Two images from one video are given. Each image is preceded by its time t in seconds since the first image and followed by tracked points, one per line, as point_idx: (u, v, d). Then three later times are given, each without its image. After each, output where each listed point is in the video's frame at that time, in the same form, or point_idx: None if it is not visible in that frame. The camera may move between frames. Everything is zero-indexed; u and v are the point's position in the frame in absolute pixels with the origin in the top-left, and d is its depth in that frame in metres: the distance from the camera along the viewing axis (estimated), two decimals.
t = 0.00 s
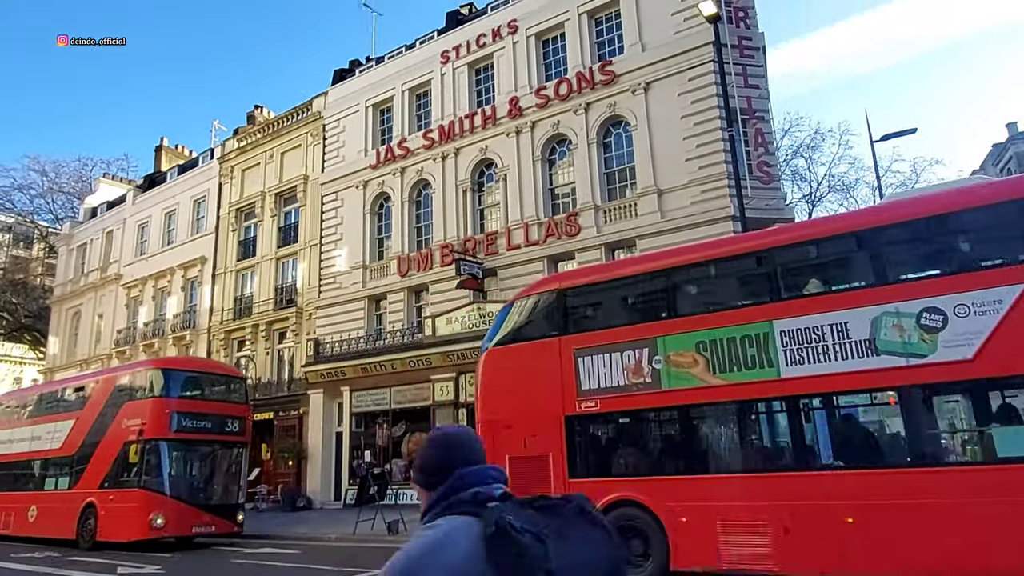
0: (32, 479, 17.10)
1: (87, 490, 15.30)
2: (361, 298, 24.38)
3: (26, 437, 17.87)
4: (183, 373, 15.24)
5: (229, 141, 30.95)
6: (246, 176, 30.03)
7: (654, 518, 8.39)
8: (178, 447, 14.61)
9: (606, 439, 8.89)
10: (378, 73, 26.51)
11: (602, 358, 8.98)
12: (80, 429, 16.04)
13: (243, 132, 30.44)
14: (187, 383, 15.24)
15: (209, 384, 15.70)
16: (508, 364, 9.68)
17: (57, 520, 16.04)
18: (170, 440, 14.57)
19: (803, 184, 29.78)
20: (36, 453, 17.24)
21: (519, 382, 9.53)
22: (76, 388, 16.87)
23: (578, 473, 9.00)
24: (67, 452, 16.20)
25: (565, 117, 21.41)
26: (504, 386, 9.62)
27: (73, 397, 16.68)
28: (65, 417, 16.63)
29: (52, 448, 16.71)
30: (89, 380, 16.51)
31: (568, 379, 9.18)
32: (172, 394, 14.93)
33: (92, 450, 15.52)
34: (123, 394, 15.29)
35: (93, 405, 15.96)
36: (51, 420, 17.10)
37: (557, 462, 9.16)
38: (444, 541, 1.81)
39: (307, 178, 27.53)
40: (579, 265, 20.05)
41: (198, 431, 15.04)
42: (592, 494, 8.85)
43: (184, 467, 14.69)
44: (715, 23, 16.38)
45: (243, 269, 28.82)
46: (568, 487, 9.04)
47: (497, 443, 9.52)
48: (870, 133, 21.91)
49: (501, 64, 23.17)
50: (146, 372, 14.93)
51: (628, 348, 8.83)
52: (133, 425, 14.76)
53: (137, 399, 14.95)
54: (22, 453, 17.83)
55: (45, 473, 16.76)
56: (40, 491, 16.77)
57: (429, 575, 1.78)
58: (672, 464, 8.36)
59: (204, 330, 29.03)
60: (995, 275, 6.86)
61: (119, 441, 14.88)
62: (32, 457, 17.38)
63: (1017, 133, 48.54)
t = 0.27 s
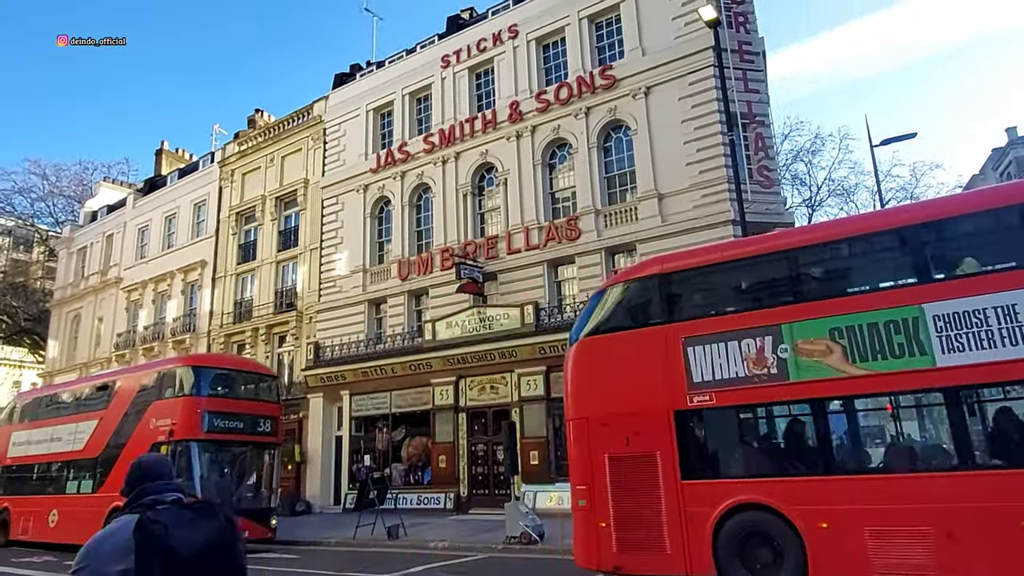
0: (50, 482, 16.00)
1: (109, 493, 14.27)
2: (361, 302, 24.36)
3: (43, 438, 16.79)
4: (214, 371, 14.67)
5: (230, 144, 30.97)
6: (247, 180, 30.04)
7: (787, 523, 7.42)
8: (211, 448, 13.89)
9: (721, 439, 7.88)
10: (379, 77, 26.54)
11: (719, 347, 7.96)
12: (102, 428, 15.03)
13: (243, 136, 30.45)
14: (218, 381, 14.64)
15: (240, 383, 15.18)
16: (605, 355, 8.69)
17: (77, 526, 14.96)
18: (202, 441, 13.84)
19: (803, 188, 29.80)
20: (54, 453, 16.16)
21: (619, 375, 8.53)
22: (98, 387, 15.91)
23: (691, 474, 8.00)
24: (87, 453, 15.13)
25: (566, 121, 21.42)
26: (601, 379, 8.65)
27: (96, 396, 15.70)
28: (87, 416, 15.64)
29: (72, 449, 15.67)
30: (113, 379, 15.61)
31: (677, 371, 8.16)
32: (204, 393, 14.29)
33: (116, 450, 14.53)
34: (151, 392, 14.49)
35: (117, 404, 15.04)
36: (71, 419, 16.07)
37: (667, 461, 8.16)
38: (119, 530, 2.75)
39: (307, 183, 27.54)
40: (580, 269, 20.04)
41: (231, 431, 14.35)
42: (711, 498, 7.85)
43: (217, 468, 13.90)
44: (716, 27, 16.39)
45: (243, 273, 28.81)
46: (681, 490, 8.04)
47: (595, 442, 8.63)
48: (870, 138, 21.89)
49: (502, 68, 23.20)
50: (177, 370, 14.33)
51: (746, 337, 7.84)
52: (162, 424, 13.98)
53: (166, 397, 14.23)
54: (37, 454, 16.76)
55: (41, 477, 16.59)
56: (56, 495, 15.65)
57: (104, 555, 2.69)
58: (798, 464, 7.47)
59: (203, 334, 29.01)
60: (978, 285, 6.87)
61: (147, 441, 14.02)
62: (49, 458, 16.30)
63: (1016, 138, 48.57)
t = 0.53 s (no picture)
0: (76, 489, 15.10)
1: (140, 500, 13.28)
2: (362, 311, 24.36)
3: (66, 444, 15.84)
4: (248, 370, 13.13)
5: (231, 153, 31.05)
6: (248, 188, 30.09)
7: (953, 530, 6.48)
8: (246, 455, 12.49)
9: (864, 441, 6.96)
10: (382, 86, 26.65)
11: (865, 340, 7.03)
12: (130, 432, 14.03)
13: (245, 145, 30.54)
14: (253, 381, 13.12)
15: (277, 383, 13.65)
16: (727, 346, 7.72)
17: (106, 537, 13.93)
18: (238, 446, 12.48)
19: (803, 199, 29.88)
20: (79, 459, 15.23)
21: (743, 369, 7.57)
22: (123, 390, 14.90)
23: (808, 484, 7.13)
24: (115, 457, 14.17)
25: (567, 131, 21.48)
26: (723, 374, 7.68)
27: (123, 398, 14.72)
28: (113, 420, 14.66)
29: (98, 454, 14.72)
30: (140, 380, 14.56)
31: (815, 365, 7.19)
32: (239, 394, 12.83)
33: (147, 455, 13.52)
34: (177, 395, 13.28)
35: (144, 406, 13.98)
36: (97, 423, 15.12)
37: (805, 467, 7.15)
38: None
39: (308, 191, 27.58)
40: (580, 279, 20.05)
41: (267, 436, 12.91)
42: (859, 508, 6.88)
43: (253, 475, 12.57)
44: (716, 38, 16.43)
45: (244, 281, 28.82)
46: (825, 499, 7.06)
47: (715, 444, 7.64)
48: (871, 149, 21.92)
49: (503, 79, 23.29)
50: (209, 370, 12.87)
51: (898, 328, 6.90)
52: (195, 428, 12.67)
53: (197, 399, 12.88)
54: (59, 461, 15.83)
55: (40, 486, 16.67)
56: (84, 504, 14.71)
57: None
58: (879, 476, 6.88)
59: (203, 342, 28.97)
60: (980, 298, 6.62)
61: (180, 446, 12.82)
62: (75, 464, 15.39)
63: (1016, 150, 48.70)
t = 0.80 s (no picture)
0: (105, 494, 14.74)
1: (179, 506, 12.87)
2: (364, 317, 24.37)
3: (94, 446, 15.42)
4: (292, 369, 12.81)
5: (234, 159, 31.15)
6: (251, 194, 30.16)
7: None
8: (292, 457, 12.15)
9: None
10: (385, 93, 26.74)
11: None
12: (167, 434, 13.64)
13: (248, 151, 30.64)
14: (298, 380, 12.78)
15: (323, 383, 13.33)
16: (883, 334, 6.64)
17: (141, 544, 13.53)
18: (283, 448, 12.15)
19: (806, 206, 29.84)
20: (110, 462, 14.81)
21: (893, 357, 6.51)
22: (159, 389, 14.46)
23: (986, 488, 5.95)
24: (151, 461, 13.74)
25: (569, 137, 21.52)
26: (879, 361, 6.56)
27: (157, 398, 14.29)
28: (148, 421, 14.29)
29: (130, 457, 14.32)
30: (178, 378, 14.14)
31: (998, 350, 6.13)
32: (284, 393, 12.50)
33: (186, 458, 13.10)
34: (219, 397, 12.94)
35: (182, 407, 13.59)
36: (128, 424, 14.73)
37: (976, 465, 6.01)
38: None
39: (311, 197, 27.63)
40: (582, 285, 20.04)
41: (312, 437, 12.56)
42: None
43: (298, 479, 12.20)
44: (718, 45, 16.46)
45: (247, 287, 28.85)
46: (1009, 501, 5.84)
47: (874, 439, 6.35)
48: (874, 156, 21.87)
49: (506, 85, 23.36)
50: (253, 368, 12.58)
51: None
52: (240, 428, 12.35)
53: (240, 399, 12.58)
54: (87, 464, 15.45)
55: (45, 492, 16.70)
56: (116, 509, 14.32)
57: None
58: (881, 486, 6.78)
59: (206, 347, 28.98)
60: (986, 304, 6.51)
61: (224, 447, 12.45)
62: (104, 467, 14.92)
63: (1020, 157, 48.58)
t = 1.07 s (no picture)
0: (142, 494, 14.66)
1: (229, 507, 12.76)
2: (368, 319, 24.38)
3: (129, 444, 15.29)
4: (344, 363, 12.58)
5: (239, 161, 31.25)
6: (256, 196, 30.25)
7: None
8: (347, 455, 11.90)
9: None
10: (389, 96, 26.79)
11: None
12: (211, 431, 13.50)
13: (253, 153, 30.74)
14: (351, 374, 12.53)
15: (375, 376, 13.06)
16: None
17: (186, 546, 13.40)
18: (338, 446, 11.88)
19: (810, 209, 29.79)
20: (149, 461, 14.67)
21: None
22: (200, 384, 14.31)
23: None
24: (196, 460, 13.62)
25: (573, 140, 21.52)
26: None
27: (198, 395, 14.15)
28: (188, 418, 14.15)
29: (171, 455, 14.21)
30: (221, 373, 13.96)
31: None
32: (337, 387, 12.24)
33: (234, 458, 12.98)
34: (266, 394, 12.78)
35: (227, 404, 13.42)
36: (166, 422, 14.62)
37: None
38: None
39: (315, 200, 27.69)
40: (586, 288, 20.01)
41: (364, 435, 12.32)
42: None
43: (351, 478, 11.96)
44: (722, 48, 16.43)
45: (251, 289, 28.91)
46: None
47: None
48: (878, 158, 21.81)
49: (510, 88, 23.38)
50: (305, 362, 12.37)
51: None
52: (292, 425, 12.12)
53: (290, 395, 12.36)
54: (121, 463, 15.34)
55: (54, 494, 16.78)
56: (156, 509, 14.22)
57: None
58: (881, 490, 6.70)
59: (210, 349, 29.04)
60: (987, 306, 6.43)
61: (276, 445, 12.26)
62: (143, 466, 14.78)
63: None
